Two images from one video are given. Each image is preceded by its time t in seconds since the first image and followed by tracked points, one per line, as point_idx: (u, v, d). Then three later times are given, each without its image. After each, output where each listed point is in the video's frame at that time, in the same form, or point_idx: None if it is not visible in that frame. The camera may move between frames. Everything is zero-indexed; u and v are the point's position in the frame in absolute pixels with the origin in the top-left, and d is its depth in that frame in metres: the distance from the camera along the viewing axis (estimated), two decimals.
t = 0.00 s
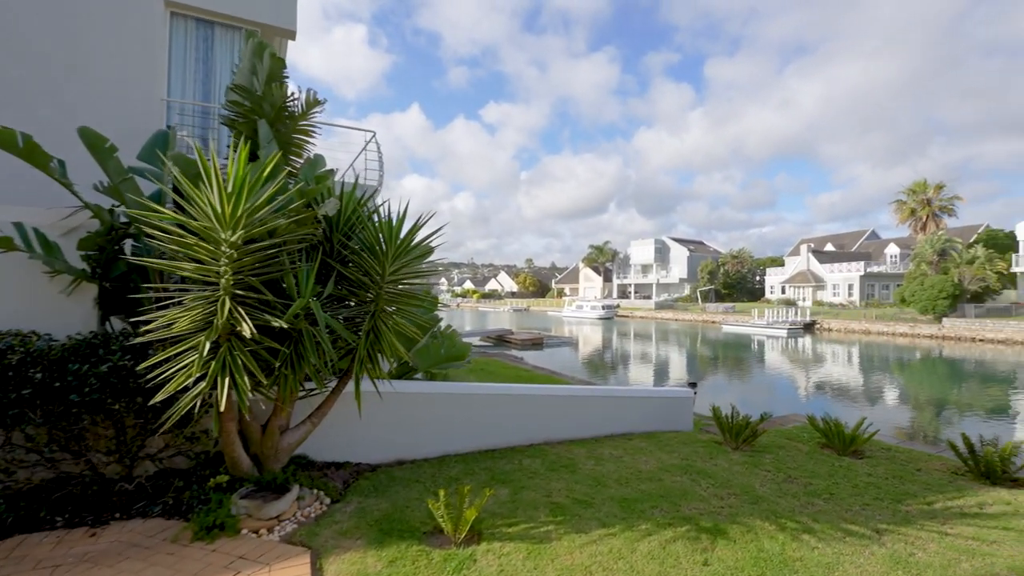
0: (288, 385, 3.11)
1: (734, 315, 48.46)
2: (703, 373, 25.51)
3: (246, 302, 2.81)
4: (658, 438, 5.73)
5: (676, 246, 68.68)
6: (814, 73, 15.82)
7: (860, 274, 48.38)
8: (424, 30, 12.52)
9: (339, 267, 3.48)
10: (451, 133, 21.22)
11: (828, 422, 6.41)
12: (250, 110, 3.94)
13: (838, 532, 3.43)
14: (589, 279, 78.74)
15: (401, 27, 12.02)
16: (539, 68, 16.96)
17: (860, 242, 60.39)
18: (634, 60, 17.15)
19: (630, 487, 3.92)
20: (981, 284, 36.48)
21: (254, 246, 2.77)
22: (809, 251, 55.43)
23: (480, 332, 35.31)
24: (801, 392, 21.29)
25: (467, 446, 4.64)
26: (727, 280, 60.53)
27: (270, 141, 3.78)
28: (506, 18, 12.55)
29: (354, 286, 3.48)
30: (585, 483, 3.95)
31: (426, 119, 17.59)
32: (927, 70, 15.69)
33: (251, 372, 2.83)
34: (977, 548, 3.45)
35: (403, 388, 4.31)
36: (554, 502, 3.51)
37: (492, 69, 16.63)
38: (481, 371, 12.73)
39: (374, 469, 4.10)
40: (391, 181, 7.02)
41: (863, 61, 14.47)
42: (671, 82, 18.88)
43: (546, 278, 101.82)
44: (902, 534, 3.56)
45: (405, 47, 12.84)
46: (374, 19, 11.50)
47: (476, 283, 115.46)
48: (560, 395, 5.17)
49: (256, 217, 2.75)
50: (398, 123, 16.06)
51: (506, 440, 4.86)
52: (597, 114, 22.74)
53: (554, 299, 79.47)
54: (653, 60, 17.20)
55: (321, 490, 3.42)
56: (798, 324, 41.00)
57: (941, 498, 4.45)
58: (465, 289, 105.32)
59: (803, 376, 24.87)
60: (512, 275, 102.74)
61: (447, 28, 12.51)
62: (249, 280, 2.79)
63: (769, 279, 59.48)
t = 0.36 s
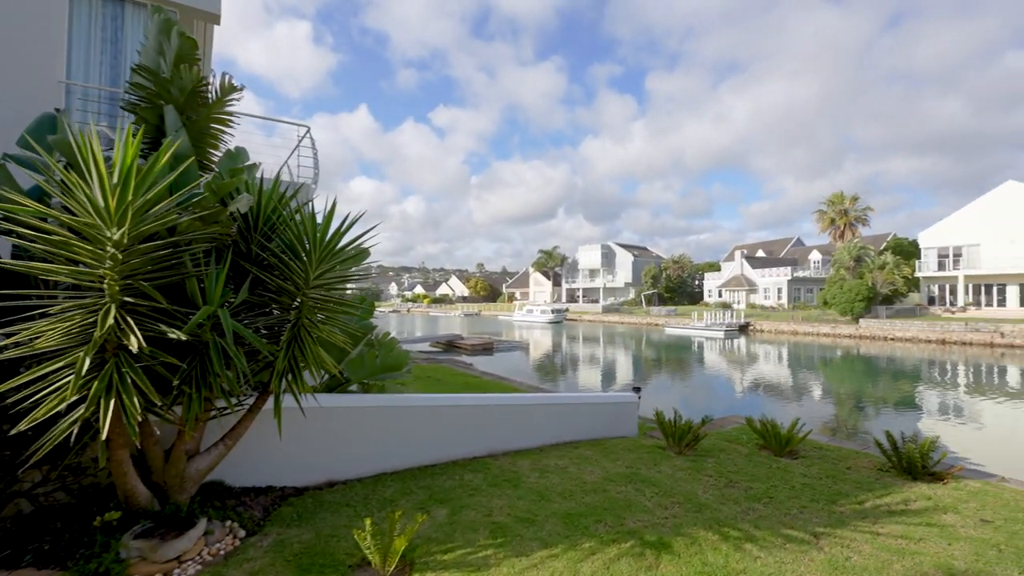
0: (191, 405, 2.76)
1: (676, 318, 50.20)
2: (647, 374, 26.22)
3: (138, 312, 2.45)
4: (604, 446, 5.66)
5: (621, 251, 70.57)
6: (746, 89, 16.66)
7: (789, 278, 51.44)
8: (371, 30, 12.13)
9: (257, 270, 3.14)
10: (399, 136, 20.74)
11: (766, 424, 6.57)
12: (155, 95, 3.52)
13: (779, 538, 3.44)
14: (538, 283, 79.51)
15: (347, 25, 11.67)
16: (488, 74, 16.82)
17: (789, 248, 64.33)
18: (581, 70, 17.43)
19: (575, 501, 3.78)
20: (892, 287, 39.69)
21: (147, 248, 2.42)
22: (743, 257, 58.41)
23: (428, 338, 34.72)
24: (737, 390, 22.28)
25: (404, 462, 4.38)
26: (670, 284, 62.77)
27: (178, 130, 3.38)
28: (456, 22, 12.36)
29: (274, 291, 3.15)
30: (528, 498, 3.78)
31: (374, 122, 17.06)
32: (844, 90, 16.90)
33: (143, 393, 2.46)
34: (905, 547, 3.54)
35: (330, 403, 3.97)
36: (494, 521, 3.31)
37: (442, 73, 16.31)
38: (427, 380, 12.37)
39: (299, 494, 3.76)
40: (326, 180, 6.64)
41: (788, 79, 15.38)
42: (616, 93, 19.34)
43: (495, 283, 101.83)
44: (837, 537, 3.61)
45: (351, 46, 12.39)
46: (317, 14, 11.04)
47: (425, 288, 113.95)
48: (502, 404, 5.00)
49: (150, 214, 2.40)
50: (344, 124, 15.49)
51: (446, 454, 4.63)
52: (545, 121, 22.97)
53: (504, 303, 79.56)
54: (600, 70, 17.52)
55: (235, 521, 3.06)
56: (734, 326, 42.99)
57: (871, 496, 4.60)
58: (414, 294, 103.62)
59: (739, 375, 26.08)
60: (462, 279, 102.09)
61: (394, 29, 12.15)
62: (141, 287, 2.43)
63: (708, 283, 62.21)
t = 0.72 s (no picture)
0: (77, 427, 2.39)
1: (625, 320, 51.41)
2: (597, 374, 26.65)
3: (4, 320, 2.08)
4: (552, 453, 5.59)
5: (572, 254, 71.61)
6: (689, 100, 17.24)
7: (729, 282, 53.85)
8: (319, 23, 11.62)
9: (162, 271, 2.78)
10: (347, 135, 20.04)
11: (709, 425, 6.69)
12: (46, 71, 3.10)
13: (722, 546, 3.44)
14: (490, 285, 79.41)
15: (293, 18, 11.08)
16: (441, 76, 16.49)
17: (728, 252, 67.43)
18: (532, 75, 17.47)
19: (521, 516, 3.63)
20: (820, 290, 42.34)
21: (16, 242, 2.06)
22: (687, 261, 60.62)
23: (377, 341, 33.84)
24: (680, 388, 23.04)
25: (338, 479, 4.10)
26: (619, 286, 64.26)
27: (73, 110, 2.98)
28: (408, 21, 12.02)
29: (183, 295, 2.82)
30: (471, 514, 3.59)
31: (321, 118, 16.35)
32: (779, 105, 17.81)
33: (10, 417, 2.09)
34: (841, 548, 3.61)
35: (251, 418, 3.65)
36: (433, 542, 3.10)
37: (394, 72, 15.82)
38: (372, 386, 11.92)
39: (216, 520, 3.42)
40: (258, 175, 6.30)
41: (728, 93, 16.05)
42: (567, 100, 19.53)
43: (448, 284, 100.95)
44: (779, 541, 3.64)
45: (297, 39, 11.81)
46: (262, 5, 10.35)
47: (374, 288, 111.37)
48: (444, 413, 4.80)
49: (21, 203, 2.05)
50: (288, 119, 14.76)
51: (384, 469, 4.39)
52: (497, 124, 22.89)
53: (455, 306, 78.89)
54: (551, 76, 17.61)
55: (134, 557, 2.70)
56: (679, 328, 44.50)
57: (807, 496, 4.71)
58: (363, 296, 101.09)
59: (683, 374, 26.96)
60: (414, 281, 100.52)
61: (343, 26, 11.65)
62: (8, 291, 2.07)
63: (654, 286, 64.13)
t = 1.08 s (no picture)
0: None
1: (578, 321, 52.11)
2: (551, 375, 26.79)
3: None
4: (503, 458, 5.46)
5: (527, 255, 71.94)
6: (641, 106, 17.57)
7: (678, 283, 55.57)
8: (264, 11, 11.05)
9: (51, 265, 2.41)
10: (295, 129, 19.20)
11: (659, 425, 6.74)
12: None
13: (672, 551, 3.39)
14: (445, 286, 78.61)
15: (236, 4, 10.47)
16: (395, 72, 16.05)
17: (677, 256, 69.63)
18: (487, 75, 17.32)
19: (468, 528, 3.45)
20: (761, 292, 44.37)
21: None
22: (638, 263, 62.12)
23: (326, 343, 32.67)
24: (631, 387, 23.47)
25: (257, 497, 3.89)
26: (573, 288, 65.06)
27: None
28: (361, 15, 11.62)
29: (73, 293, 2.48)
30: (414, 528, 3.38)
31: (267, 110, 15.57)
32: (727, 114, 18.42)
33: None
34: (786, 547, 3.63)
35: (159, 433, 3.43)
36: (371, 562, 2.88)
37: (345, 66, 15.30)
38: (318, 392, 11.42)
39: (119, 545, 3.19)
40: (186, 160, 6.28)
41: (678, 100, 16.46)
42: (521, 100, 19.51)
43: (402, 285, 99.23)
44: (727, 543, 3.62)
45: (240, 26, 11.19)
46: None
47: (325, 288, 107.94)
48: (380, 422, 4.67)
49: None
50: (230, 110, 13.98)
51: (309, 485, 4.22)
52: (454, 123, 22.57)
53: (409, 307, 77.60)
54: (506, 77, 17.55)
55: None
56: (630, 328, 45.52)
57: (752, 495, 4.76)
58: (313, 297, 97.78)
59: (634, 373, 27.51)
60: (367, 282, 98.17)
61: (290, 15, 11.11)
62: None
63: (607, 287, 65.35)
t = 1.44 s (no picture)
0: None
1: (534, 320, 52.42)
2: (508, 374, 26.75)
3: None
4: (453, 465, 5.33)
5: (484, 255, 71.74)
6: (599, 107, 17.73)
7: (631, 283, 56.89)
8: None
9: None
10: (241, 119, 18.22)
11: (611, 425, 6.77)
12: None
13: (622, 555, 3.36)
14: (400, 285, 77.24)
15: None
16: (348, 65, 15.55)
17: (631, 256, 71.30)
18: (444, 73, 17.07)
19: (412, 542, 3.30)
20: (708, 292, 46.04)
21: None
22: (593, 263, 63.14)
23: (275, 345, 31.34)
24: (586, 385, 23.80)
25: (172, 519, 3.63)
26: (529, 287, 65.38)
27: None
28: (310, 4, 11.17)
29: None
30: (355, 544, 3.20)
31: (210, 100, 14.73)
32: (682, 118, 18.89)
33: None
34: (733, 546, 3.67)
35: (63, 450, 3.13)
36: None
37: (294, 56, 14.71)
38: (262, 398, 10.87)
39: None
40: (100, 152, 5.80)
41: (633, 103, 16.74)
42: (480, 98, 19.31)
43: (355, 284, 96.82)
44: (675, 544, 3.63)
45: (177, 8, 10.52)
46: None
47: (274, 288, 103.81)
48: (319, 430, 4.48)
49: None
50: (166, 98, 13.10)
51: (234, 503, 3.97)
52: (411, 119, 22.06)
53: (363, 307, 75.69)
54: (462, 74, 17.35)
55: None
56: (585, 327, 46.22)
57: (700, 494, 4.82)
58: (261, 296, 93.84)
59: (589, 372, 27.88)
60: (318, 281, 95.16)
61: None
62: None
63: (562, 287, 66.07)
